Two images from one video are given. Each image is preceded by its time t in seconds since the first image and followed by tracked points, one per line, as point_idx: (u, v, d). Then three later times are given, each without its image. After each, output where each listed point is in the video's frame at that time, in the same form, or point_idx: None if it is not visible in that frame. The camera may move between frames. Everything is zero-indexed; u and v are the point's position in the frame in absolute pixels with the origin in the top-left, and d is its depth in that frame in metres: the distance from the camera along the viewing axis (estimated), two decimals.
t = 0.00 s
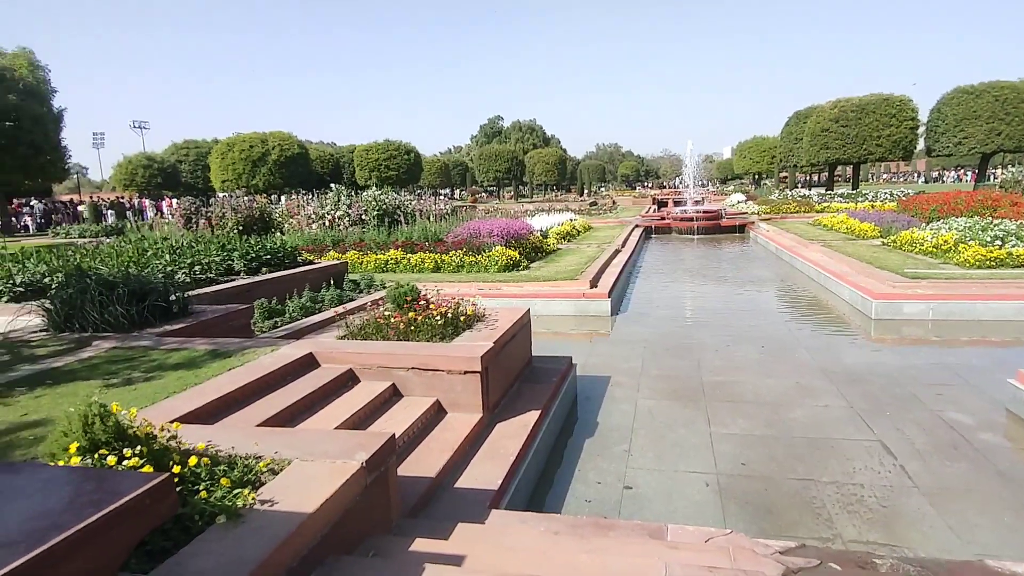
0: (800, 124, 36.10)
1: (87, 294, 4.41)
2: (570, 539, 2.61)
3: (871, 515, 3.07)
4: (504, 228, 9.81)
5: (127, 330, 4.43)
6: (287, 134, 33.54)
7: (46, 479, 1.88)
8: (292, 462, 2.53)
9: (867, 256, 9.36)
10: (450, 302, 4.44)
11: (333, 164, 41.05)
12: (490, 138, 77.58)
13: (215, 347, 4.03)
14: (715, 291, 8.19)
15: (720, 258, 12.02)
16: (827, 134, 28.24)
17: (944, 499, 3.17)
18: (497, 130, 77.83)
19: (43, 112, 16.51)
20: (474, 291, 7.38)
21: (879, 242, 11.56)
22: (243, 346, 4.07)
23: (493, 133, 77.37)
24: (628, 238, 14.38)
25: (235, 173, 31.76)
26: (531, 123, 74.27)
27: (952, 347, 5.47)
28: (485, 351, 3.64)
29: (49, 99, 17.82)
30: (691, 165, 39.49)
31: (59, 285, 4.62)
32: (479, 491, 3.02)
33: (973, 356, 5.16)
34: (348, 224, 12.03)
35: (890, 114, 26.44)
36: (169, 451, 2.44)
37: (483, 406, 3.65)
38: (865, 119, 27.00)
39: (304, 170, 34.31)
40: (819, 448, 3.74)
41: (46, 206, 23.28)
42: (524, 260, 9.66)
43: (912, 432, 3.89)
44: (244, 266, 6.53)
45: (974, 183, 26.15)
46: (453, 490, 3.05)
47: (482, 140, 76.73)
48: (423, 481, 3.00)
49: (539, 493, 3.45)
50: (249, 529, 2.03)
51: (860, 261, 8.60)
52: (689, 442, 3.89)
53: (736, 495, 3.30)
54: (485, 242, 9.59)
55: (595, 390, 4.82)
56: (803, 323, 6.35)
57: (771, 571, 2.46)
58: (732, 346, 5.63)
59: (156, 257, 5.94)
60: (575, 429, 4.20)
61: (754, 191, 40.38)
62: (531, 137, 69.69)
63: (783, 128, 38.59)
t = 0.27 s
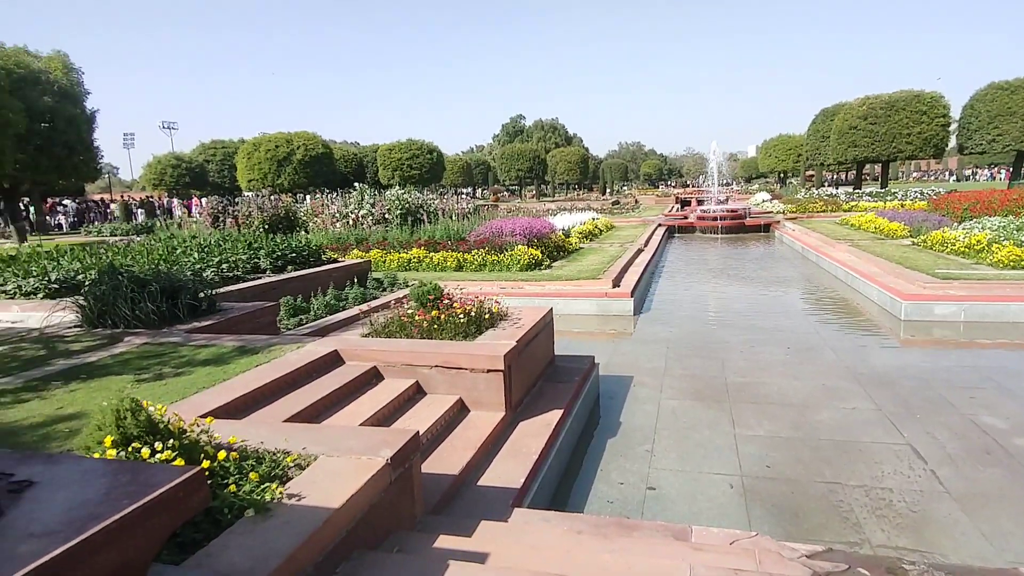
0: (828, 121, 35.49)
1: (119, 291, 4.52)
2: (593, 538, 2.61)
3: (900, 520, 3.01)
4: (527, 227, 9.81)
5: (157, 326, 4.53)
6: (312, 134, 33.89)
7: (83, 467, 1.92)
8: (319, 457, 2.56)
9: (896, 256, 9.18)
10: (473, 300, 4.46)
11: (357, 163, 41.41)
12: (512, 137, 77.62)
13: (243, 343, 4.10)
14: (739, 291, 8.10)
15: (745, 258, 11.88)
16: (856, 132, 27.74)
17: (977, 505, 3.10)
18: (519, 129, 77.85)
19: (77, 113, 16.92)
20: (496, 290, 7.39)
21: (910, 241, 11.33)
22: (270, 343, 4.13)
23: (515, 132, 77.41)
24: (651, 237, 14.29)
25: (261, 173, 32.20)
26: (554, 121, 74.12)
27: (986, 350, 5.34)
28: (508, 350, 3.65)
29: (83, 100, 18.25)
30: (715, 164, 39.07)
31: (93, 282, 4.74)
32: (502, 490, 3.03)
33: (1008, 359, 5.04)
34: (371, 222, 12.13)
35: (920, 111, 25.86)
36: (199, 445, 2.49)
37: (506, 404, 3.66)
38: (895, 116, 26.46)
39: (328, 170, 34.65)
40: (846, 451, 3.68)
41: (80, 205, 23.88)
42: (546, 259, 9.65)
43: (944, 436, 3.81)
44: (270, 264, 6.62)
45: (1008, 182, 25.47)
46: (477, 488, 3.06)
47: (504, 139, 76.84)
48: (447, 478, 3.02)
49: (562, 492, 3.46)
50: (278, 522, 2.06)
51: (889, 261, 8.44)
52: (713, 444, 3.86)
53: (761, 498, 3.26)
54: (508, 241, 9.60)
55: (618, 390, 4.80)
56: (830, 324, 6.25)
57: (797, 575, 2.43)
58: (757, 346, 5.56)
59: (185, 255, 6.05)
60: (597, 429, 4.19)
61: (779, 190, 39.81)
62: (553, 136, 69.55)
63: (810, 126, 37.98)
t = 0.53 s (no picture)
0: (862, 122, 34.79)
1: (156, 289, 4.63)
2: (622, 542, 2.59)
3: (938, 531, 2.94)
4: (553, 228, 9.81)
5: (192, 323, 4.63)
6: (341, 135, 34.31)
7: (125, 458, 1.97)
8: (350, 455, 2.59)
9: (933, 260, 8.96)
10: (501, 301, 4.47)
11: (385, 164, 41.82)
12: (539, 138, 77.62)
13: (275, 341, 4.17)
14: (769, 294, 7.98)
15: (776, 261, 11.71)
16: (891, 133, 27.14)
17: (1019, 517, 3.01)
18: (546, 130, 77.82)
19: (117, 115, 17.36)
20: (523, 291, 7.41)
21: (947, 245, 11.04)
22: (301, 341, 4.20)
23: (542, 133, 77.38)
24: (679, 239, 14.18)
25: (292, 173, 32.70)
26: (580, 122, 73.92)
27: None
28: (536, 351, 3.65)
29: (123, 102, 18.76)
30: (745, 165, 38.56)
31: (131, 280, 4.86)
32: (529, 491, 3.03)
33: None
34: (399, 223, 12.24)
35: (959, 112, 25.21)
36: (234, 440, 2.53)
37: (533, 405, 3.66)
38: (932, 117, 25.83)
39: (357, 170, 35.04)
40: (881, 459, 3.60)
41: (118, 204, 24.55)
42: (573, 261, 9.63)
43: (983, 446, 3.70)
44: (300, 263, 6.72)
45: None
46: (504, 488, 3.07)
47: (531, 140, 76.91)
48: (475, 478, 3.03)
49: (588, 494, 3.45)
50: (310, 518, 2.09)
51: (926, 265, 8.24)
52: (742, 449, 3.81)
53: (792, 505, 3.21)
54: (535, 242, 9.61)
55: (645, 392, 4.77)
56: (864, 329, 6.13)
57: None
58: (788, 351, 5.48)
59: (218, 254, 6.18)
60: (624, 431, 4.17)
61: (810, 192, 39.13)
62: (580, 137, 69.37)
63: (843, 126, 37.28)
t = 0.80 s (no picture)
0: (891, 120, 34.13)
1: (185, 287, 4.72)
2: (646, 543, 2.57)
3: (970, 537, 2.88)
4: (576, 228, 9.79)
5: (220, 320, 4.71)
6: (365, 135, 34.60)
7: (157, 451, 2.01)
8: (375, 451, 2.62)
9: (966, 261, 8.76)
10: (524, 300, 4.47)
11: (408, 164, 42.06)
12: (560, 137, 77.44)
13: (300, 338, 4.23)
14: (794, 295, 7.88)
15: (802, 261, 11.55)
16: (921, 131, 26.60)
17: None
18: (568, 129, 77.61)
19: (147, 115, 17.70)
20: (545, 290, 7.41)
21: (980, 246, 10.79)
22: (326, 338, 4.25)
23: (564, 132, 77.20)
24: (702, 238, 14.05)
25: (316, 173, 33.05)
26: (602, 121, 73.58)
27: None
28: (559, 350, 3.65)
29: (153, 103, 19.12)
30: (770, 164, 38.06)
31: (161, 277, 4.96)
32: (551, 491, 3.03)
33: None
34: (422, 222, 12.31)
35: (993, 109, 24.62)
36: (262, 435, 2.57)
37: (556, 405, 3.66)
38: (964, 114, 25.26)
39: (381, 169, 35.31)
40: (911, 464, 3.53)
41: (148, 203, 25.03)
42: (595, 260, 9.60)
43: (1017, 451, 3.61)
44: (325, 261, 6.80)
45: None
46: (527, 487, 3.07)
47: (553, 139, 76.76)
48: (497, 477, 3.04)
49: (611, 495, 3.44)
50: (337, 514, 2.11)
51: (957, 266, 8.07)
52: (768, 451, 3.77)
53: (819, 509, 3.17)
54: (557, 241, 9.60)
55: (668, 393, 4.73)
56: (893, 331, 6.02)
57: None
58: (814, 353, 5.41)
59: (245, 252, 6.28)
60: (647, 432, 4.15)
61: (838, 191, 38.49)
62: (602, 136, 69.04)
63: (871, 125, 36.62)
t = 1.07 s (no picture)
0: (918, 121, 33.53)
1: (211, 286, 4.79)
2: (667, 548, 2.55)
3: (1001, 548, 2.81)
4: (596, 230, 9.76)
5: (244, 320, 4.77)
6: (387, 137, 34.85)
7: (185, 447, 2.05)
8: (396, 451, 2.63)
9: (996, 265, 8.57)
10: (544, 302, 4.47)
11: (429, 166, 42.28)
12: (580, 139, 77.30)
13: (322, 338, 4.26)
14: (818, 299, 7.78)
15: (826, 265, 11.39)
16: (950, 132, 26.11)
17: None
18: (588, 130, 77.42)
19: (174, 118, 18.00)
20: (565, 292, 7.40)
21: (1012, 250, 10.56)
22: (348, 338, 4.29)
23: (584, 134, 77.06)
24: (723, 241, 13.92)
25: (338, 174, 33.36)
26: (623, 123, 73.27)
27: None
28: (579, 353, 3.64)
29: (180, 106, 19.45)
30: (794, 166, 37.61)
31: (187, 277, 5.04)
32: (571, 493, 3.02)
33: None
34: (442, 223, 12.37)
35: None
36: (285, 434, 2.60)
37: (576, 407, 3.65)
38: (995, 115, 24.73)
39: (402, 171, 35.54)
40: (939, 472, 3.46)
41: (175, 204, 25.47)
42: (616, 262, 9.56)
43: None
44: (347, 262, 6.86)
45: None
46: (547, 489, 3.07)
47: (573, 141, 76.60)
48: (518, 479, 3.03)
49: (631, 498, 3.42)
50: (359, 513, 2.13)
51: (987, 271, 7.90)
52: (791, 457, 3.72)
53: (844, 516, 3.12)
54: (577, 243, 9.59)
55: (689, 397, 4.70)
56: (920, 336, 5.91)
57: None
58: (839, 357, 5.33)
59: (269, 253, 6.36)
60: (668, 436, 4.12)
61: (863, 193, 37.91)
62: (623, 137, 68.76)
63: (898, 126, 36.01)
